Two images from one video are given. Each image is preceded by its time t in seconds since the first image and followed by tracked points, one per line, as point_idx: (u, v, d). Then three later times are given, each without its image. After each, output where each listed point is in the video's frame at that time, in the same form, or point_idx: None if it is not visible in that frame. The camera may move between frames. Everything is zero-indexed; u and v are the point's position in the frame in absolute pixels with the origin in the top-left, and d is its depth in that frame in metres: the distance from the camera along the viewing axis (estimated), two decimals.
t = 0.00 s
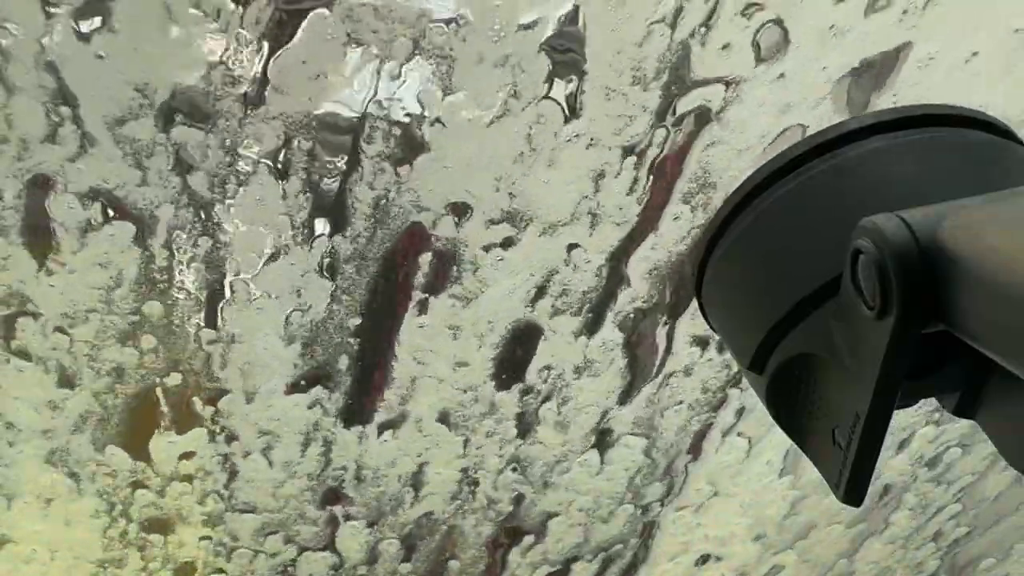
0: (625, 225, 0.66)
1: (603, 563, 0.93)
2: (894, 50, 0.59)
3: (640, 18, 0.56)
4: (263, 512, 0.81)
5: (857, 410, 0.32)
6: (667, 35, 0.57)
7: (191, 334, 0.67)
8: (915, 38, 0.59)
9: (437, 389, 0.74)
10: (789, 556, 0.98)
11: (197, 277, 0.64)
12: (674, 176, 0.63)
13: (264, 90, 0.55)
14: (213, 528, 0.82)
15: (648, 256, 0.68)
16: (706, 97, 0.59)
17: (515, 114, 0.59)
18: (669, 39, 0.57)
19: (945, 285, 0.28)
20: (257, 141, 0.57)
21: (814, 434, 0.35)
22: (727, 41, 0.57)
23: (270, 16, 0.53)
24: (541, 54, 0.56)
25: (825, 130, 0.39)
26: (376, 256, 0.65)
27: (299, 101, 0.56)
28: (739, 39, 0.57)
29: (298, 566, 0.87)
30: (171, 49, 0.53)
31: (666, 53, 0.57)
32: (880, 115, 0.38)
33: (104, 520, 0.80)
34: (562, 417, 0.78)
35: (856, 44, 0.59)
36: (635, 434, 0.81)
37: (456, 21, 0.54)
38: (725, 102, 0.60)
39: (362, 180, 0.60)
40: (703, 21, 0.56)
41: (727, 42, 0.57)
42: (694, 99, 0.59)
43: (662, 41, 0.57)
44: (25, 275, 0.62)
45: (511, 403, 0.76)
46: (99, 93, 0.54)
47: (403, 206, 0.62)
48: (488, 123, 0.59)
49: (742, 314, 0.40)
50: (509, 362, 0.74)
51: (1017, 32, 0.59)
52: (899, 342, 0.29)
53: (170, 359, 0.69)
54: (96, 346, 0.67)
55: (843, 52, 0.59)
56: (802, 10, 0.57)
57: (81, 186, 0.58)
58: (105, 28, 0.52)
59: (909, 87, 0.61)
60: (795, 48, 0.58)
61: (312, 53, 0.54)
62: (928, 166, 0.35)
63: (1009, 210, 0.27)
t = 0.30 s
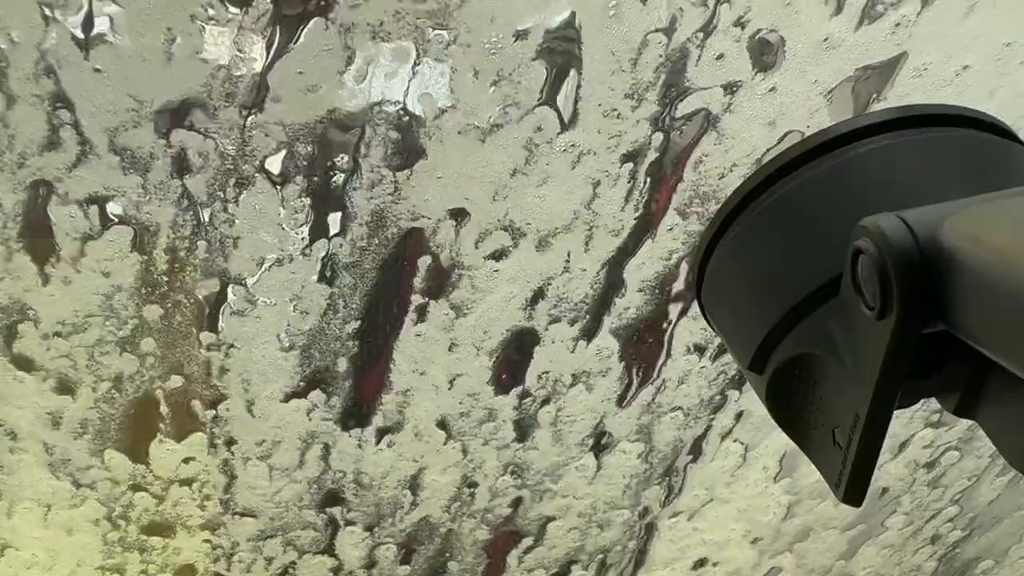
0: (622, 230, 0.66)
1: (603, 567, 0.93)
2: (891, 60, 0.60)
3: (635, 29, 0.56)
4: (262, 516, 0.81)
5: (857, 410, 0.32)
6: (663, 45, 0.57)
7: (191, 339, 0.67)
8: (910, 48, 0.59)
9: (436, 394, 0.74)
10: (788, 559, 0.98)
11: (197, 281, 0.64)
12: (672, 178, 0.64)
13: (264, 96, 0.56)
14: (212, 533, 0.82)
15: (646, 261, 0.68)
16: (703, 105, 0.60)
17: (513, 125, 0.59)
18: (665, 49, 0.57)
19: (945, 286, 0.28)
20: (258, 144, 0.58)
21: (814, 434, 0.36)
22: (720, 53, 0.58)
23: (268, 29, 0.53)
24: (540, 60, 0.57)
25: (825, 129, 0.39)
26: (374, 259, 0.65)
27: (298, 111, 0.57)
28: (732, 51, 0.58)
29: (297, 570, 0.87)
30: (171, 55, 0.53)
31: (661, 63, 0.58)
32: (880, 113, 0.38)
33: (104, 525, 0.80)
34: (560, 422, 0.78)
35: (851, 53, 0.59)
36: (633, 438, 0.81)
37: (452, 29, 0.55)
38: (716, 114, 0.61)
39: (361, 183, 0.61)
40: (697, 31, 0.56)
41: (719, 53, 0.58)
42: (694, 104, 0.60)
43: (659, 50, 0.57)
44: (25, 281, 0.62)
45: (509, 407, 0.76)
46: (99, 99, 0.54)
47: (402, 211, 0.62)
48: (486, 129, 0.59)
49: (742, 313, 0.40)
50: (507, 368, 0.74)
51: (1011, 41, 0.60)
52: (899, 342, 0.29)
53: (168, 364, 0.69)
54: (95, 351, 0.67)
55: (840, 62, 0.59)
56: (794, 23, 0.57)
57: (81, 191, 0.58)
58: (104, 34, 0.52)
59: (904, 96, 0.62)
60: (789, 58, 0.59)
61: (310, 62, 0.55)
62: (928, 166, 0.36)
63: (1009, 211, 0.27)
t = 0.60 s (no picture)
0: (619, 237, 0.66)
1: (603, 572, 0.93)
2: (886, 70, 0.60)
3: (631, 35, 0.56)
4: (261, 521, 0.81)
5: (857, 410, 0.32)
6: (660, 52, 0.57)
7: (190, 345, 0.67)
8: (905, 57, 0.59)
9: (434, 399, 0.74)
10: (787, 563, 0.98)
11: (196, 287, 0.64)
12: (669, 185, 0.64)
13: (262, 105, 0.56)
14: (211, 539, 0.82)
15: (644, 266, 0.68)
16: (700, 116, 0.60)
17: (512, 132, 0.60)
18: (662, 55, 0.57)
19: (945, 286, 0.28)
20: (256, 151, 0.58)
21: (814, 435, 0.36)
22: (712, 66, 0.58)
23: (267, 35, 0.53)
24: (538, 65, 0.57)
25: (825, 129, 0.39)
26: (372, 265, 0.65)
27: (296, 121, 0.57)
28: (727, 61, 0.58)
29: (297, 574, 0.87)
30: (170, 60, 0.53)
31: (656, 70, 0.58)
32: (879, 113, 0.38)
33: (102, 532, 0.79)
34: (559, 427, 0.78)
35: (846, 62, 0.59)
36: (631, 443, 0.81)
37: (449, 39, 0.55)
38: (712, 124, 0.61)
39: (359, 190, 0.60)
40: (693, 38, 0.57)
41: (711, 67, 0.58)
42: (691, 109, 0.60)
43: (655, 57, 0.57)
44: (24, 286, 0.62)
45: (508, 413, 0.76)
46: (99, 105, 0.54)
47: (400, 217, 0.62)
48: (485, 136, 0.59)
49: (741, 314, 0.40)
50: (506, 373, 0.74)
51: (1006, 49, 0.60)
52: (899, 342, 0.29)
53: (167, 369, 0.69)
54: (94, 358, 0.67)
55: (834, 73, 0.60)
56: (789, 33, 0.58)
57: (81, 197, 0.58)
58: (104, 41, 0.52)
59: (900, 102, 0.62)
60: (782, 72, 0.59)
61: (307, 74, 0.55)
62: (927, 166, 0.36)
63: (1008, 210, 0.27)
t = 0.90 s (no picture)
0: (617, 241, 0.66)
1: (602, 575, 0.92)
2: (880, 80, 0.60)
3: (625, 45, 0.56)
4: (259, 525, 0.81)
5: (857, 411, 0.32)
6: (655, 61, 0.57)
7: (190, 347, 0.67)
8: (901, 65, 0.59)
9: (433, 403, 0.74)
10: (786, 566, 0.98)
11: (196, 290, 0.64)
12: (668, 190, 0.64)
13: (261, 110, 0.56)
14: (208, 543, 0.82)
15: (643, 270, 0.68)
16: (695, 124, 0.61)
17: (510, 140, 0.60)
18: (657, 63, 0.57)
19: (945, 286, 0.29)
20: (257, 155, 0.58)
21: (815, 435, 0.36)
22: (705, 78, 0.58)
23: (265, 40, 0.53)
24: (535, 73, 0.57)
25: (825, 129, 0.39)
26: (372, 269, 0.65)
27: (295, 127, 0.57)
28: (726, 67, 0.58)
29: None
30: (168, 65, 0.53)
31: (651, 79, 0.58)
32: (879, 113, 0.38)
33: (101, 535, 0.79)
34: (557, 430, 0.78)
35: (845, 68, 0.59)
36: (628, 446, 0.81)
37: (444, 47, 0.55)
38: (707, 133, 0.61)
39: (359, 194, 0.61)
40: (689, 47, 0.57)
41: (704, 79, 0.58)
42: (690, 114, 0.60)
43: (651, 65, 0.58)
44: (23, 289, 0.62)
45: (505, 416, 0.76)
46: (98, 110, 0.55)
47: (400, 221, 0.62)
48: (484, 140, 0.59)
49: (741, 314, 0.40)
50: (504, 376, 0.74)
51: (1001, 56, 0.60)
52: (899, 341, 0.30)
53: (166, 372, 0.69)
54: (93, 361, 0.67)
55: (829, 83, 0.60)
56: (788, 39, 0.58)
57: (80, 200, 0.58)
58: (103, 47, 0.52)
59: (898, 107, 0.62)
60: (776, 83, 0.60)
61: (303, 82, 0.55)
62: (927, 166, 0.36)
63: (1008, 211, 0.28)
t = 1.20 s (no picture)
0: (614, 247, 0.66)
1: None
2: (876, 88, 0.60)
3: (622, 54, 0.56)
4: (256, 529, 0.81)
5: (857, 411, 0.32)
6: (651, 70, 0.57)
7: (189, 351, 0.67)
8: (897, 73, 0.59)
9: (431, 407, 0.74)
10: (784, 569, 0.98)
11: (196, 293, 0.64)
12: (665, 196, 0.64)
13: (261, 116, 0.56)
14: (208, 545, 0.82)
15: (640, 275, 0.68)
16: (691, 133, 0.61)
17: (508, 147, 0.60)
18: (656, 70, 0.57)
19: (945, 286, 0.29)
20: (256, 160, 0.58)
21: (815, 435, 0.36)
22: (697, 90, 0.59)
23: (263, 48, 0.53)
24: (532, 81, 0.57)
25: (824, 129, 0.39)
26: (371, 273, 0.65)
27: (293, 136, 0.57)
28: (724, 74, 0.58)
29: None
30: (166, 73, 0.53)
31: (648, 87, 0.58)
32: (879, 113, 0.38)
33: (100, 538, 0.80)
34: (555, 434, 0.78)
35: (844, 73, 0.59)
36: (625, 450, 0.81)
37: (439, 58, 0.55)
38: (703, 140, 0.61)
39: (357, 199, 0.61)
40: (685, 58, 0.57)
41: (696, 91, 0.59)
42: (690, 121, 0.60)
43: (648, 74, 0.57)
44: (23, 295, 0.62)
45: (503, 420, 0.76)
46: (97, 118, 0.55)
47: (398, 226, 0.62)
48: (483, 146, 0.59)
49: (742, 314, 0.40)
50: (502, 380, 0.74)
51: (999, 62, 0.60)
52: (899, 341, 0.30)
53: (166, 376, 0.69)
54: (94, 365, 0.67)
55: (824, 91, 0.60)
56: (787, 45, 0.57)
57: (80, 207, 0.58)
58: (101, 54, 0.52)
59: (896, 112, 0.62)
60: (771, 93, 0.60)
61: (300, 90, 0.55)
62: (927, 165, 0.36)
63: (1008, 211, 0.28)
